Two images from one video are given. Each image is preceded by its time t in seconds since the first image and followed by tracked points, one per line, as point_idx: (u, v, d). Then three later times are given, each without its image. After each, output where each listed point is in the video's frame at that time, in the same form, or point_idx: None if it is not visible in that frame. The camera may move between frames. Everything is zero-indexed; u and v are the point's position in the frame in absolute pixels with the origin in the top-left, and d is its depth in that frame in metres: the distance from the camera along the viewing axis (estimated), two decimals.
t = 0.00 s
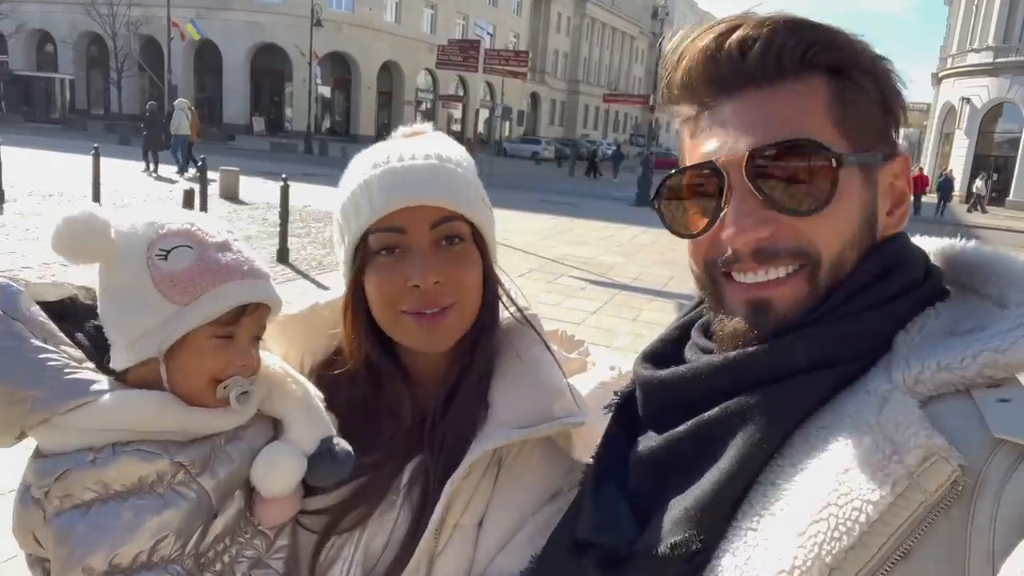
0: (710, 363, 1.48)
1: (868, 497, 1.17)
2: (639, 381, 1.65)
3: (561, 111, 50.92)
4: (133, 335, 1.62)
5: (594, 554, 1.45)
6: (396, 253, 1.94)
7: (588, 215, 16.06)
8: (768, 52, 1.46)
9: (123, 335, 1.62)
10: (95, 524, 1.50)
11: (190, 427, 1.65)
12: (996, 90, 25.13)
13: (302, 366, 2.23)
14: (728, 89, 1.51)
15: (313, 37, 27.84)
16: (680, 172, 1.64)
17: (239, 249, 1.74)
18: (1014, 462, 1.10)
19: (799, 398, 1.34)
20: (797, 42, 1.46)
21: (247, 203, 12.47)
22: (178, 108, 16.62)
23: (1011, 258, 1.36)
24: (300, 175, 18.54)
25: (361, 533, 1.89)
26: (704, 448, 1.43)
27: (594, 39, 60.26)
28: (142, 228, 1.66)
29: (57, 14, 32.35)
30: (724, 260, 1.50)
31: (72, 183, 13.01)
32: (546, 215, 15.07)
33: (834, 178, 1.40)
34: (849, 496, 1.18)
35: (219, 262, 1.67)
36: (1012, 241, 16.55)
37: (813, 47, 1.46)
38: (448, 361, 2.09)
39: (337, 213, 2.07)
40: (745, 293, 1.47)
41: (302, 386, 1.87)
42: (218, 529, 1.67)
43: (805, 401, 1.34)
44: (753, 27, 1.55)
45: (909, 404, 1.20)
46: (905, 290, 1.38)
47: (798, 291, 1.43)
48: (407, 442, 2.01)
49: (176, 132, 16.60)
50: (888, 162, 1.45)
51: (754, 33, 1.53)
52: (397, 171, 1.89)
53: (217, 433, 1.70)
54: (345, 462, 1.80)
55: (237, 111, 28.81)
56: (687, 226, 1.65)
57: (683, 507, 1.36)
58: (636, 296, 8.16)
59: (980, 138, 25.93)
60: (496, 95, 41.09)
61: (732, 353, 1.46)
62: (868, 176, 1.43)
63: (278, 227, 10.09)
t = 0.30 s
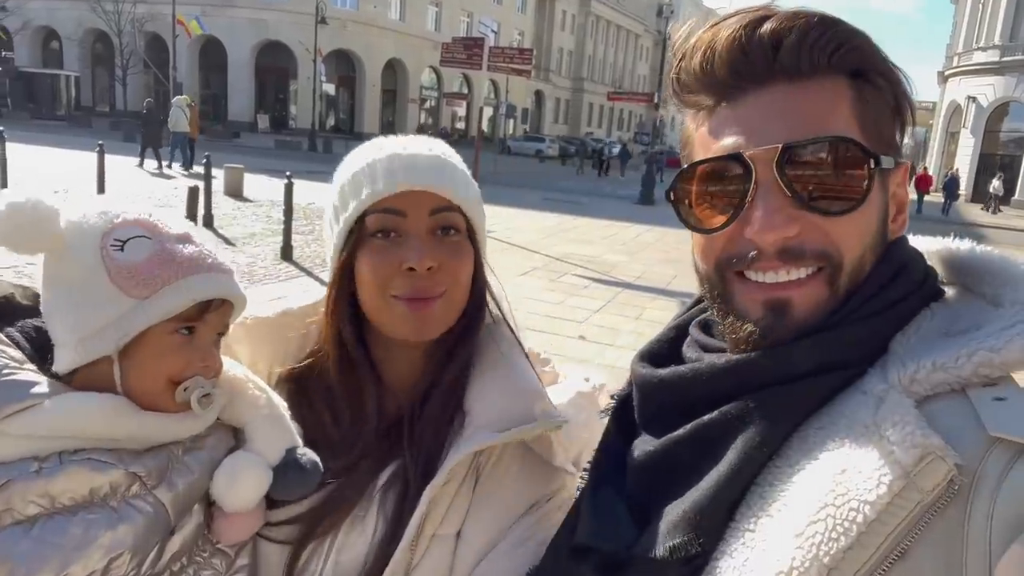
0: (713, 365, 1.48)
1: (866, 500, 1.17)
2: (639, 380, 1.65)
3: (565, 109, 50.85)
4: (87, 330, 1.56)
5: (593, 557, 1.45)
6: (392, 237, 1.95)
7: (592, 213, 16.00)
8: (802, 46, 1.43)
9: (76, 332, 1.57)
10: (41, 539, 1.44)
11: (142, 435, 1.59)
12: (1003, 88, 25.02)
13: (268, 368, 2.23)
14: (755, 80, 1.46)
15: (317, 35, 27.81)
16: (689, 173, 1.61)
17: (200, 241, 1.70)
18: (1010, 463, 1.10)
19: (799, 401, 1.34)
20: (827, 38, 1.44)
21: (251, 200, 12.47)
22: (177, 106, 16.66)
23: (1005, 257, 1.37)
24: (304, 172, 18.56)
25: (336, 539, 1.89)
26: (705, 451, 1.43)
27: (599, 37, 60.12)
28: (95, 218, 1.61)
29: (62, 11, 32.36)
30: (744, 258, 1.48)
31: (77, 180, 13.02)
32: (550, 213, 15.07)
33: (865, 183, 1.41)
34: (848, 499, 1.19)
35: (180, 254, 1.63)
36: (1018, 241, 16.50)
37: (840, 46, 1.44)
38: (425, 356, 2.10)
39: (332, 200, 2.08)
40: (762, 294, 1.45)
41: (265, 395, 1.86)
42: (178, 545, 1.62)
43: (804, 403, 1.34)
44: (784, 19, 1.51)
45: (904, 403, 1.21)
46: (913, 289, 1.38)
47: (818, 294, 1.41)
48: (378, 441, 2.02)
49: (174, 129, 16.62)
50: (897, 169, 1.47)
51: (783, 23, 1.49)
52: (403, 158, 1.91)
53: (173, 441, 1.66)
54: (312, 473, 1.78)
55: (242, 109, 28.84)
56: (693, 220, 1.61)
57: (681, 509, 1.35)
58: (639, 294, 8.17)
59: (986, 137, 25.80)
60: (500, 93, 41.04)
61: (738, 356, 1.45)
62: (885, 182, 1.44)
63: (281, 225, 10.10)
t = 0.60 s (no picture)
0: (711, 363, 1.47)
1: (863, 494, 1.17)
2: (637, 377, 1.65)
3: (569, 108, 50.83)
4: (131, 320, 1.56)
5: (594, 552, 1.45)
6: (404, 250, 1.95)
7: (596, 213, 15.97)
8: (807, 42, 1.42)
9: (120, 319, 1.57)
10: (89, 520, 1.45)
11: (186, 423, 1.59)
12: (1008, 88, 24.94)
13: (297, 362, 2.22)
14: (759, 77, 1.45)
15: (322, 34, 27.82)
16: (692, 166, 1.61)
17: (241, 236, 1.70)
18: (1008, 459, 1.10)
19: (793, 399, 1.35)
20: (832, 35, 1.42)
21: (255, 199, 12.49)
22: (175, 103, 16.70)
23: (1005, 254, 1.36)
24: (307, 171, 18.58)
25: (363, 530, 1.89)
26: (705, 449, 1.43)
27: (603, 36, 60.04)
28: (139, 211, 1.61)
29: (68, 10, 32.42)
30: (741, 256, 1.47)
31: (81, 178, 13.05)
32: (553, 213, 15.07)
33: (865, 181, 1.40)
34: (844, 493, 1.19)
35: (222, 247, 1.63)
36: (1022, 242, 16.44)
37: (845, 43, 1.43)
38: (449, 364, 2.10)
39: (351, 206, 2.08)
40: (756, 293, 1.45)
41: (298, 388, 1.84)
42: (215, 529, 1.63)
43: (799, 402, 1.35)
44: (790, 13, 1.49)
45: (902, 401, 1.21)
46: (912, 288, 1.38)
47: (815, 293, 1.41)
48: (402, 440, 2.03)
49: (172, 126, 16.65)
50: (899, 168, 1.46)
51: (786, 19, 1.48)
52: (413, 170, 1.91)
53: (212, 429, 1.65)
54: (340, 466, 1.77)
55: (246, 107, 28.87)
56: (695, 214, 1.61)
57: (679, 506, 1.36)
58: (641, 294, 8.17)
59: (991, 137, 25.68)
60: (505, 92, 41.01)
61: (735, 355, 1.45)
62: (886, 181, 1.43)
63: (286, 224, 10.11)
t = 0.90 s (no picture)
0: (711, 361, 1.47)
1: (864, 492, 1.17)
2: (638, 373, 1.65)
3: (571, 110, 50.79)
4: (250, 303, 1.60)
5: (595, 545, 1.40)
6: (463, 246, 1.97)
7: (600, 213, 15.94)
8: (815, 38, 1.41)
9: (240, 303, 1.60)
10: (212, 486, 1.49)
11: (292, 402, 1.62)
12: (1012, 89, 24.88)
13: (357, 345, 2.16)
14: (767, 72, 1.44)
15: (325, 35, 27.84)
16: (696, 161, 1.61)
17: (345, 235, 1.75)
18: (1008, 458, 1.10)
19: (792, 398, 1.35)
20: (839, 30, 1.41)
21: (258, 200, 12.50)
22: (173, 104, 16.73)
23: (1008, 252, 1.35)
24: (310, 172, 18.58)
25: (422, 504, 1.92)
26: (705, 444, 1.44)
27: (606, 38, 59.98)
28: (260, 208, 1.66)
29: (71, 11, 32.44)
30: (742, 255, 1.47)
31: (85, 179, 13.05)
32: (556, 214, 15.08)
33: (870, 178, 1.39)
34: (845, 491, 1.19)
35: (331, 246, 1.68)
36: None
37: (854, 41, 1.42)
38: (497, 355, 2.12)
39: (409, 201, 2.09)
40: (757, 290, 1.45)
41: (376, 371, 1.87)
42: (310, 495, 1.67)
43: (798, 401, 1.35)
44: (799, 9, 1.48)
45: (904, 400, 1.21)
46: (912, 285, 1.37)
47: (817, 292, 1.40)
48: (460, 423, 2.04)
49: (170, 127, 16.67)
50: (904, 168, 1.44)
51: (797, 15, 1.47)
52: (473, 169, 1.92)
53: (311, 408, 1.68)
54: (415, 448, 1.80)
55: (249, 109, 28.89)
56: (698, 211, 1.61)
57: (679, 502, 1.36)
58: (643, 295, 8.18)
59: (996, 138, 25.58)
60: (507, 93, 40.99)
61: (735, 353, 1.45)
62: (890, 182, 1.42)
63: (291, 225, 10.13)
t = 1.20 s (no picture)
0: (709, 360, 1.47)
1: (862, 490, 1.17)
2: (635, 373, 1.66)
3: (573, 112, 50.82)
4: (288, 310, 1.63)
5: (590, 544, 1.42)
6: (493, 233, 1.98)
7: (601, 215, 15.97)
8: (813, 40, 1.41)
9: (280, 312, 1.64)
10: (250, 477, 1.53)
11: (327, 400, 1.65)
12: (1014, 91, 24.86)
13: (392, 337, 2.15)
14: (766, 74, 1.44)
15: (327, 38, 27.86)
16: (695, 161, 1.61)
17: (383, 246, 1.77)
18: (1006, 458, 1.09)
19: (788, 397, 1.36)
20: (839, 30, 1.42)
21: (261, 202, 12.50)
22: (169, 106, 16.78)
23: (1008, 254, 1.35)
24: (312, 175, 18.60)
25: (446, 494, 1.92)
26: (700, 445, 1.44)
27: (608, 40, 59.99)
28: (301, 221, 1.69)
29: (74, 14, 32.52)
30: (739, 255, 1.48)
31: (88, 181, 13.08)
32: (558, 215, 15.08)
33: (868, 178, 1.38)
34: (843, 490, 1.19)
35: (366, 257, 1.69)
36: None
37: (853, 42, 1.42)
38: (526, 343, 2.13)
39: (441, 192, 2.10)
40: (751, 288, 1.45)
41: (408, 367, 1.89)
42: (341, 485, 1.70)
43: (796, 402, 1.35)
44: (798, 10, 1.48)
45: (902, 399, 1.21)
46: (909, 289, 1.38)
47: (814, 292, 1.41)
48: (486, 415, 2.04)
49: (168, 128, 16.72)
50: (903, 169, 1.45)
51: (795, 15, 1.47)
52: (503, 159, 1.94)
53: (346, 406, 1.70)
54: (442, 443, 1.81)
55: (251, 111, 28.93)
56: (696, 212, 1.61)
57: (676, 501, 1.36)
58: (647, 296, 8.19)
59: (998, 139, 25.60)
60: (509, 95, 41.01)
61: (733, 352, 1.45)
62: (888, 182, 1.42)
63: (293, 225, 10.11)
